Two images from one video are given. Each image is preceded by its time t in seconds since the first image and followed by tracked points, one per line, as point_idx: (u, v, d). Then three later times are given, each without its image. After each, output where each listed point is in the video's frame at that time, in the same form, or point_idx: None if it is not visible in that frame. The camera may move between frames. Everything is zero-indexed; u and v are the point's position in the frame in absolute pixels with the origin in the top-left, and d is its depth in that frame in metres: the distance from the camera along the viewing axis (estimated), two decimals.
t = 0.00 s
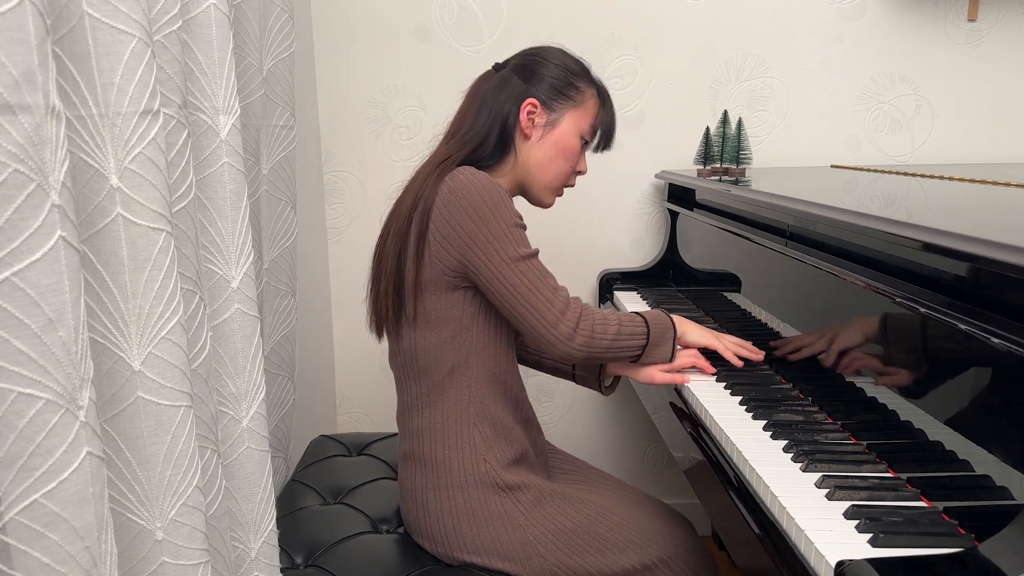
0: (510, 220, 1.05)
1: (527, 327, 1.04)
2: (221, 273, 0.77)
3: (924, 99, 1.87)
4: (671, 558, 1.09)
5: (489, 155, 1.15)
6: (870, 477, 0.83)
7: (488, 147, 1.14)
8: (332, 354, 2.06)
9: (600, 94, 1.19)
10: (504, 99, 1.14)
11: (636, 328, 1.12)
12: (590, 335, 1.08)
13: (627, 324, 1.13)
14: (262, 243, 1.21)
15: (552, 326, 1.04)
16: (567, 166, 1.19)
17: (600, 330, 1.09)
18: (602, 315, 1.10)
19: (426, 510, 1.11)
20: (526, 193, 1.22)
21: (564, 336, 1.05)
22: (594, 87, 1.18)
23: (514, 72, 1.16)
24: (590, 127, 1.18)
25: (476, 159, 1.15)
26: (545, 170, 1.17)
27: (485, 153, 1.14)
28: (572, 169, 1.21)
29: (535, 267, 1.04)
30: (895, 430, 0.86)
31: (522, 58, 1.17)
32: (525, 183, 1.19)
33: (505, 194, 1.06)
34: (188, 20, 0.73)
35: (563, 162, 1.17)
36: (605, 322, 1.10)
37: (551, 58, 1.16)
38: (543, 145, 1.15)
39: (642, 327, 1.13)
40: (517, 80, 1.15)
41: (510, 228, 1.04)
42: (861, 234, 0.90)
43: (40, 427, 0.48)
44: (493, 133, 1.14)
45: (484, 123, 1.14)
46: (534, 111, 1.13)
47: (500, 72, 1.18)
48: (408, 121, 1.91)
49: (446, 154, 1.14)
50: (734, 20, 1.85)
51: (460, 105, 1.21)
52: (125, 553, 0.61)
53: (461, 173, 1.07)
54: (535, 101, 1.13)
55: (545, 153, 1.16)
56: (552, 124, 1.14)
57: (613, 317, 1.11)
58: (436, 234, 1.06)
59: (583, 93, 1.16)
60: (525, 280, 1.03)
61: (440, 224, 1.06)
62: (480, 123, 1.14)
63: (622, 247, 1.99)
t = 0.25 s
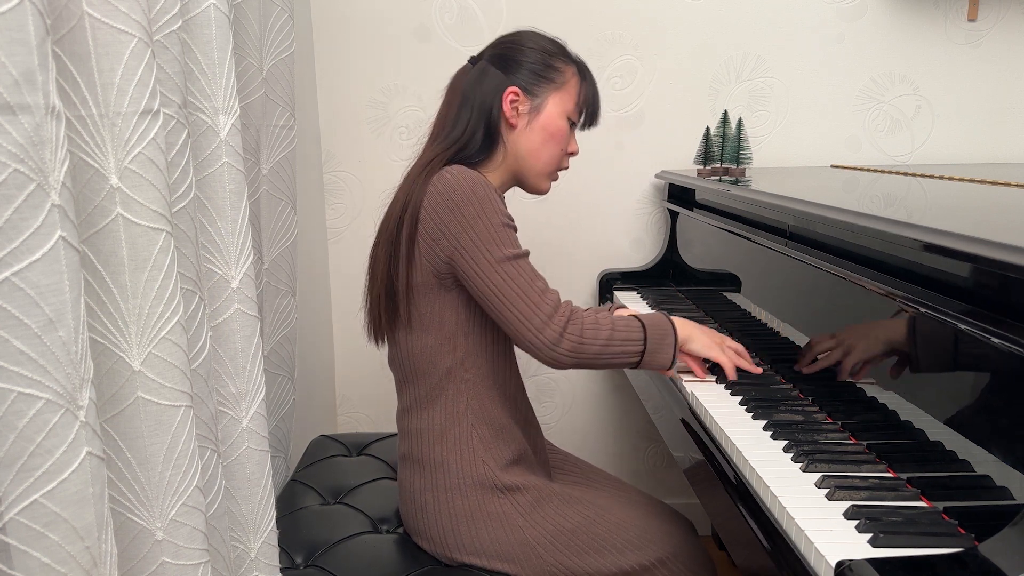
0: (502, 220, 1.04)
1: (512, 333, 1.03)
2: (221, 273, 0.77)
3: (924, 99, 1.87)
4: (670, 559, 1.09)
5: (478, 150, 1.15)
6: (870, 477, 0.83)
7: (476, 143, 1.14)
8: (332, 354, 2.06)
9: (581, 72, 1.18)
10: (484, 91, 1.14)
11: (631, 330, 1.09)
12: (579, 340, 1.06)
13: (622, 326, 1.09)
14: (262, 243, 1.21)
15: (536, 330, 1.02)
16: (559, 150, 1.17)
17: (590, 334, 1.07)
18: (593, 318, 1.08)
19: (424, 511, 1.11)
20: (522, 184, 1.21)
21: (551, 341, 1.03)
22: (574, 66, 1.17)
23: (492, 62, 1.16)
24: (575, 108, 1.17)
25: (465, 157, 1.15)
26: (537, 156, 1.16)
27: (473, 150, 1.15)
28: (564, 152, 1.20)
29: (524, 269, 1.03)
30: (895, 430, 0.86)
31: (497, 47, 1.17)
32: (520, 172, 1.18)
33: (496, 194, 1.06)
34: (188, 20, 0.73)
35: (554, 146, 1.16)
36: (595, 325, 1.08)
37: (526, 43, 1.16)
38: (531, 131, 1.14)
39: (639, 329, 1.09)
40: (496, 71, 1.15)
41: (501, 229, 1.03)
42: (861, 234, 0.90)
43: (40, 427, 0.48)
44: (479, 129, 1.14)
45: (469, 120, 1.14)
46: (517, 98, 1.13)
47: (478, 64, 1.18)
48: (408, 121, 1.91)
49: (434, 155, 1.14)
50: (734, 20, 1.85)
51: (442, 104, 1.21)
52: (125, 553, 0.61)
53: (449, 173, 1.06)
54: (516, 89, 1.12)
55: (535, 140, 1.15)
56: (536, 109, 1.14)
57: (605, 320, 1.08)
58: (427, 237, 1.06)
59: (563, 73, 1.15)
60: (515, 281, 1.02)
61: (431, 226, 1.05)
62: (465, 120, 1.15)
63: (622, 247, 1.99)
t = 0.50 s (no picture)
0: (503, 223, 1.04)
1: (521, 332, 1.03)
2: (221, 273, 0.77)
3: (924, 99, 1.87)
4: (670, 559, 1.09)
5: (467, 148, 1.15)
6: (870, 477, 0.83)
7: (465, 141, 1.14)
8: (332, 354, 2.06)
9: (553, 50, 1.18)
10: (462, 87, 1.13)
11: (637, 328, 1.12)
12: (590, 337, 1.07)
13: (627, 326, 1.13)
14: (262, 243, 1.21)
15: (549, 328, 1.03)
16: (546, 133, 1.18)
17: (600, 333, 1.08)
18: (602, 317, 1.10)
19: (424, 513, 1.11)
20: (517, 173, 1.21)
21: (564, 339, 1.04)
22: (545, 47, 1.17)
23: (464, 57, 1.15)
24: (553, 89, 1.17)
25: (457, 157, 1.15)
26: (526, 143, 1.16)
27: (463, 150, 1.15)
28: (552, 134, 1.20)
29: (528, 271, 1.03)
30: (895, 431, 0.86)
31: (466, 40, 1.16)
32: (514, 162, 1.18)
33: (495, 197, 1.06)
34: (188, 20, 0.73)
35: (541, 130, 1.16)
36: (604, 325, 1.10)
37: (495, 30, 1.15)
38: (516, 120, 1.14)
39: (643, 329, 1.13)
40: (471, 65, 1.14)
41: (500, 230, 1.03)
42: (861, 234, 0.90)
43: (40, 427, 0.48)
44: (466, 127, 1.14)
45: (454, 119, 1.14)
46: (496, 88, 1.12)
47: (450, 61, 1.17)
48: (408, 121, 1.91)
49: (425, 158, 1.14)
50: (734, 20, 1.85)
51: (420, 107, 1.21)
52: (125, 554, 0.61)
53: (448, 176, 1.07)
54: (493, 80, 1.12)
55: (522, 127, 1.15)
56: (516, 97, 1.14)
57: (613, 320, 1.11)
58: (426, 240, 1.06)
59: (536, 56, 1.15)
60: (517, 282, 1.02)
61: (430, 229, 1.05)
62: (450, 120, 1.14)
63: (622, 247, 1.99)
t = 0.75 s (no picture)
0: (498, 227, 1.04)
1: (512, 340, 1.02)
2: (221, 273, 0.77)
3: (924, 99, 1.87)
4: (670, 559, 1.09)
5: (463, 148, 1.15)
6: (870, 476, 0.83)
7: (459, 141, 1.14)
8: (332, 354, 2.06)
9: (535, 38, 1.18)
10: (448, 87, 1.13)
11: (636, 340, 1.07)
12: (582, 349, 1.04)
13: (627, 337, 1.08)
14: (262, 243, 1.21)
15: (535, 339, 1.01)
16: (539, 121, 1.17)
17: (593, 346, 1.05)
18: (597, 329, 1.06)
19: (424, 514, 1.11)
20: (515, 166, 1.21)
21: (554, 351, 1.02)
22: (526, 35, 1.17)
23: (446, 57, 1.15)
24: (541, 76, 1.17)
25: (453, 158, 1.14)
26: (520, 134, 1.16)
27: (457, 150, 1.14)
28: (545, 122, 1.19)
29: (524, 275, 1.03)
30: (895, 431, 0.86)
31: (446, 40, 1.16)
32: (511, 155, 1.18)
33: (492, 200, 1.06)
34: (188, 20, 0.73)
35: (534, 118, 1.16)
36: (599, 335, 1.06)
37: (474, 26, 1.15)
38: (507, 112, 1.14)
39: (644, 340, 1.08)
40: (455, 64, 1.14)
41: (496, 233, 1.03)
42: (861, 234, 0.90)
43: (39, 427, 0.48)
44: (459, 126, 1.14)
45: (445, 120, 1.14)
46: (483, 84, 1.12)
47: (433, 63, 1.17)
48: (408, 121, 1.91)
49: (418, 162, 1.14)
50: (734, 20, 1.85)
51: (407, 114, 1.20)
52: (125, 554, 0.61)
53: (442, 178, 1.06)
54: (479, 76, 1.12)
55: (515, 119, 1.15)
56: (504, 89, 1.13)
57: (609, 332, 1.07)
58: (422, 243, 1.06)
59: (519, 45, 1.15)
60: (512, 286, 1.01)
61: (426, 232, 1.05)
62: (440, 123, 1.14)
63: (622, 247, 1.99)
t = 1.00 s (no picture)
0: (504, 226, 1.04)
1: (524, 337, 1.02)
2: (221, 273, 0.77)
3: (924, 99, 1.87)
4: (670, 560, 1.09)
5: (461, 147, 1.15)
6: (870, 477, 0.83)
7: (457, 141, 1.14)
8: (332, 354, 2.06)
9: (518, 26, 1.17)
10: (440, 88, 1.13)
11: (655, 331, 1.08)
12: (598, 342, 1.05)
13: (643, 329, 1.08)
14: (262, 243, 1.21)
15: (550, 334, 1.01)
16: (534, 110, 1.17)
17: (611, 337, 1.05)
18: (613, 321, 1.07)
19: (425, 514, 1.11)
20: (516, 158, 1.21)
21: (567, 345, 1.02)
22: (509, 25, 1.16)
23: (431, 58, 1.15)
24: (529, 65, 1.16)
25: (453, 158, 1.14)
26: (518, 126, 1.16)
27: (456, 150, 1.14)
28: (541, 110, 1.19)
29: (530, 273, 1.02)
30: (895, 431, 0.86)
31: (429, 41, 1.16)
32: (511, 148, 1.18)
33: (495, 198, 1.05)
34: (187, 20, 0.73)
35: (529, 108, 1.16)
36: (614, 327, 1.07)
37: (455, 23, 1.15)
38: (503, 106, 1.14)
39: (662, 331, 1.08)
40: (442, 64, 1.14)
41: (501, 232, 1.03)
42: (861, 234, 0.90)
43: (39, 427, 0.48)
44: (454, 127, 1.14)
45: (439, 122, 1.14)
46: (473, 81, 1.12)
47: (419, 66, 1.17)
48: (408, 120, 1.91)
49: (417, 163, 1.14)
50: (734, 20, 1.85)
51: (398, 121, 1.21)
52: (125, 554, 0.61)
53: (447, 176, 1.06)
54: (469, 74, 1.12)
55: (511, 111, 1.14)
56: (496, 84, 1.13)
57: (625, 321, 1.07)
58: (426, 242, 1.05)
59: (504, 37, 1.14)
60: (518, 285, 1.01)
61: (430, 231, 1.05)
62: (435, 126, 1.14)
63: (622, 247, 1.99)
